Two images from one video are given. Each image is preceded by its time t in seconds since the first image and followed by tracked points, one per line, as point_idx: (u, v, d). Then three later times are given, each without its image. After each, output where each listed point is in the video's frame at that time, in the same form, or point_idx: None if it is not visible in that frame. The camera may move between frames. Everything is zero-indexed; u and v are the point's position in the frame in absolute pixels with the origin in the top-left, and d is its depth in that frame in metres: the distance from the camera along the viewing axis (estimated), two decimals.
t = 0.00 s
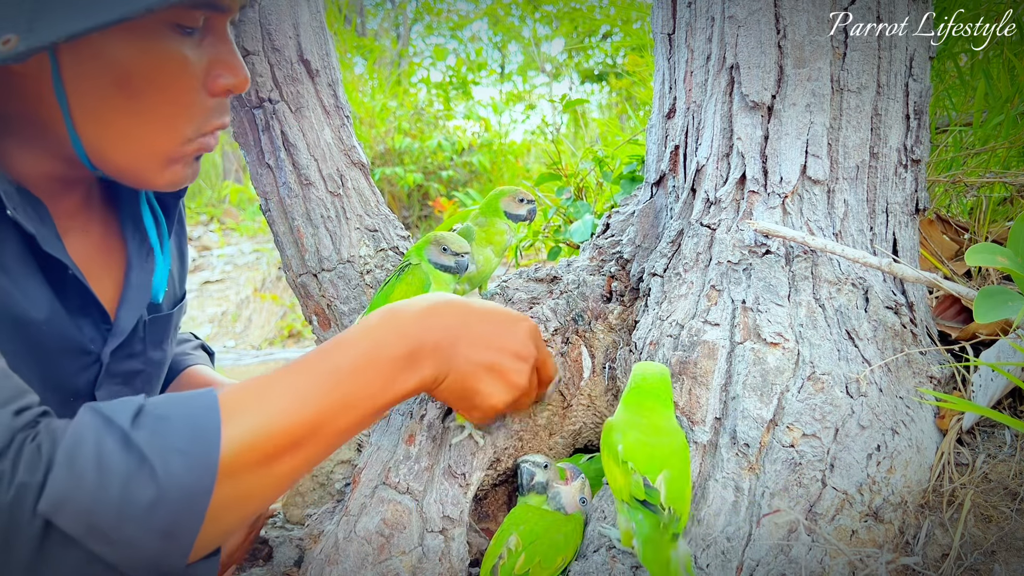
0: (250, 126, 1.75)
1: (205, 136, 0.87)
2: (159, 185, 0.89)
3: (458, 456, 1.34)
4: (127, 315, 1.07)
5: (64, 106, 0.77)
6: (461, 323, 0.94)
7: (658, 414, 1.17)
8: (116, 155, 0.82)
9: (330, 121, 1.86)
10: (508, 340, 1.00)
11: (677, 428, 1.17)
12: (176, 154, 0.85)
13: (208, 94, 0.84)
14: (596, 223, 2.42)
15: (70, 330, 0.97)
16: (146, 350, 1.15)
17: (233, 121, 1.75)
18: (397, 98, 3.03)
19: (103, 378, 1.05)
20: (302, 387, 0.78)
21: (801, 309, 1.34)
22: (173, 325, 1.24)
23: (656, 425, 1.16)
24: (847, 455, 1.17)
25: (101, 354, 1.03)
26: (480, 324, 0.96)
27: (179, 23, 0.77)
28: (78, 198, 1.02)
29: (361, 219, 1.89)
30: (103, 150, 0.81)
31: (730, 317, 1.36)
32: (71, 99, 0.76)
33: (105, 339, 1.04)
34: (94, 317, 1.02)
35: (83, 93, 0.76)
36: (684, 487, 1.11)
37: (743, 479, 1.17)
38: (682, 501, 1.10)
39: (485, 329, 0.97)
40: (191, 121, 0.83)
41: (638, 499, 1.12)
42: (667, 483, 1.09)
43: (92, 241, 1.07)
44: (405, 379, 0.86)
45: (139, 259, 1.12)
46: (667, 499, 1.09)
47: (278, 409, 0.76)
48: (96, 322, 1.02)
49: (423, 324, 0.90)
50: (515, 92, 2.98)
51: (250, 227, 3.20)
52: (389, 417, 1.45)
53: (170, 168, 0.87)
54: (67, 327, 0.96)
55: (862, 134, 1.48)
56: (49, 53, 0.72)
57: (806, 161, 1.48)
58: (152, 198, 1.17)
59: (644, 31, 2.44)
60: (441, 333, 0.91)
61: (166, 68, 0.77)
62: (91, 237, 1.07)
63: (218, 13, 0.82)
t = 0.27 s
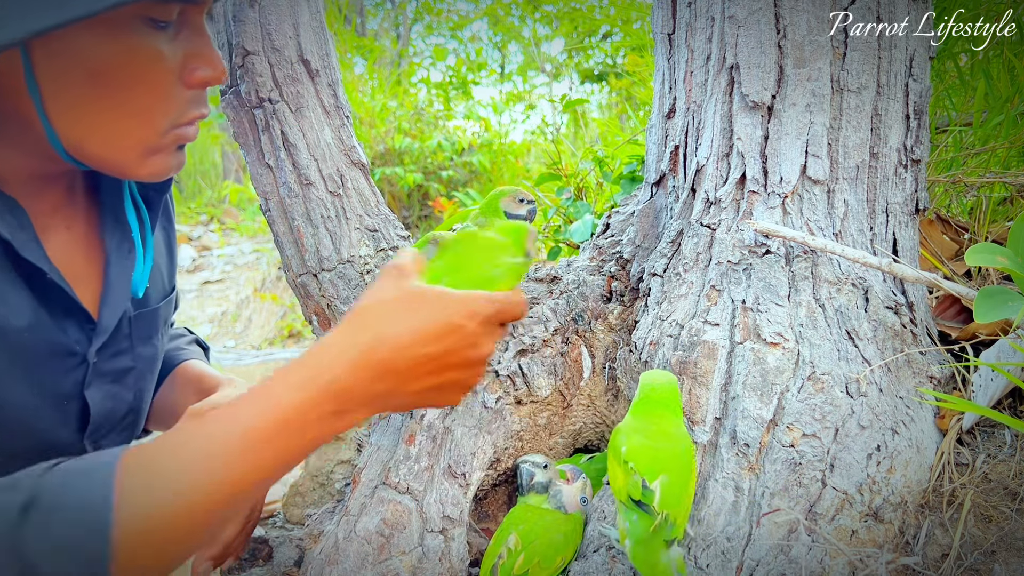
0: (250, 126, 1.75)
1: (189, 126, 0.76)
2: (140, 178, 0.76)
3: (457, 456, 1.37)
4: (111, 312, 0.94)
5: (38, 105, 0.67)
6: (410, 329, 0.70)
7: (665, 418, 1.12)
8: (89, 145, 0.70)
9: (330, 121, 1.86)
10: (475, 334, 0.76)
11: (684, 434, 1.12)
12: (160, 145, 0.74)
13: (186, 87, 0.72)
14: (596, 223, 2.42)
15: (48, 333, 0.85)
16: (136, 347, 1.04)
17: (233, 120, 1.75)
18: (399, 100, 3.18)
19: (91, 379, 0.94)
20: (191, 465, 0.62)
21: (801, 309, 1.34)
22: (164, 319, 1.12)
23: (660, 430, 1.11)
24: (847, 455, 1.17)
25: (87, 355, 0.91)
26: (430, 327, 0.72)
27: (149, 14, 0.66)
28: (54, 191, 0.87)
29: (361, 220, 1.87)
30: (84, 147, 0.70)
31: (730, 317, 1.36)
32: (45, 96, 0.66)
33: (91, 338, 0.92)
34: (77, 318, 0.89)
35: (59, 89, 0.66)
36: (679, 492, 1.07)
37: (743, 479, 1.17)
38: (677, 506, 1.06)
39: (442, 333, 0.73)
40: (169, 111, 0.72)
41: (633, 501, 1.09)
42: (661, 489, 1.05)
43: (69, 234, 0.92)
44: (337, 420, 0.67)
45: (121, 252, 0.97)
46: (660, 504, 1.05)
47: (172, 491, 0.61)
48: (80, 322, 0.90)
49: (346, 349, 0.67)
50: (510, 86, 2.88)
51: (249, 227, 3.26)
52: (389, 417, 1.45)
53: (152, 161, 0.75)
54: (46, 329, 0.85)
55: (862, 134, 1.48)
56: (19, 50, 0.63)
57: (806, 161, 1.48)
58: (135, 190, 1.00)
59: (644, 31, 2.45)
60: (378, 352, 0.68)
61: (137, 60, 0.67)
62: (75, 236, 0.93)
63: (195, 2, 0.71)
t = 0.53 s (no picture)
0: (250, 126, 1.75)
1: (160, 150, 0.74)
2: (109, 194, 0.76)
3: (457, 456, 1.38)
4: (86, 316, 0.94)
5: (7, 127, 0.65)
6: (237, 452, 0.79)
7: (665, 429, 1.11)
8: (56, 163, 0.69)
9: (330, 121, 1.86)
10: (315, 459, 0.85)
11: (681, 444, 1.11)
12: (127, 167, 0.73)
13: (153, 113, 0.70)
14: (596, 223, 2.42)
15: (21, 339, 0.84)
16: (120, 348, 1.04)
17: (233, 121, 1.74)
18: (400, 98, 2.99)
19: (70, 382, 0.93)
20: (23, 558, 0.69)
21: (801, 309, 1.34)
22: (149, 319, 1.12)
23: (660, 442, 1.10)
24: (847, 455, 1.17)
25: (65, 358, 0.90)
26: (255, 454, 0.80)
27: (123, 41, 0.63)
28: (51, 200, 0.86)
29: (361, 220, 1.89)
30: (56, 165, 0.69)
31: (730, 317, 1.36)
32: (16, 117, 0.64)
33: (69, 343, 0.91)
34: (55, 323, 0.88)
35: (23, 109, 0.64)
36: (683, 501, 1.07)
37: (743, 479, 1.17)
38: (682, 515, 1.06)
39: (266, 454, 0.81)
40: (137, 136, 0.71)
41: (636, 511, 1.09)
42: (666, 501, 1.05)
43: (53, 240, 0.91)
44: (153, 536, 0.76)
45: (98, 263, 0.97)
46: (665, 515, 1.06)
47: (50, 531, 0.71)
48: (57, 326, 0.89)
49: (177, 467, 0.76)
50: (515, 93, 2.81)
51: (248, 227, 2.92)
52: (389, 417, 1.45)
53: (119, 180, 0.74)
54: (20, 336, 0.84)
55: (863, 134, 1.48)
56: None
57: (806, 161, 1.48)
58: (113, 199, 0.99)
59: (643, 31, 2.45)
60: (196, 470, 0.77)
61: (104, 86, 0.64)
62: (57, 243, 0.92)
63: (172, 30, 0.66)
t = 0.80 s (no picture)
0: (250, 126, 1.75)
1: (121, 162, 0.75)
2: (69, 207, 0.77)
3: (457, 456, 1.38)
4: (70, 313, 0.95)
5: None
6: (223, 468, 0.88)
7: (650, 447, 1.17)
8: (21, 173, 0.70)
9: (330, 121, 1.86)
10: (299, 474, 0.95)
11: (671, 463, 1.16)
12: (86, 178, 0.74)
13: (119, 124, 0.71)
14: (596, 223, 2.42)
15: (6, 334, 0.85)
16: (105, 344, 1.05)
17: (233, 121, 1.74)
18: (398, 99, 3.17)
19: (54, 379, 0.93)
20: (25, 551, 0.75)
21: (800, 309, 1.34)
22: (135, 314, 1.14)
23: (643, 459, 1.17)
24: (847, 455, 1.18)
25: (49, 354, 0.91)
26: (243, 478, 0.89)
27: (88, 57, 0.62)
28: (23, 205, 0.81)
29: (361, 220, 1.90)
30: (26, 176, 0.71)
31: (730, 317, 1.36)
32: None
33: (52, 340, 0.92)
34: (36, 320, 0.89)
35: None
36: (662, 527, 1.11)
37: (743, 479, 1.17)
38: (660, 540, 1.10)
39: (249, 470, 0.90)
40: (98, 148, 0.71)
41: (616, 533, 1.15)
42: (643, 522, 1.10)
43: (35, 244, 0.90)
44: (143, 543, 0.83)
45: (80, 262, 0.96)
46: (641, 538, 1.10)
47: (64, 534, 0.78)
48: (41, 325, 0.90)
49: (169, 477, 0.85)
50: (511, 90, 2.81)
51: (250, 226, 2.92)
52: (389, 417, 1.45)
53: (82, 191, 0.75)
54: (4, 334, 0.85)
55: (862, 134, 1.48)
56: None
57: (806, 161, 1.48)
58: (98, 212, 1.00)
59: (644, 31, 2.46)
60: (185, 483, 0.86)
61: (64, 102, 0.65)
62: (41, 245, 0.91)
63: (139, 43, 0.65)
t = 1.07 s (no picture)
0: (251, 126, 1.75)
1: (111, 156, 0.72)
2: (61, 201, 0.75)
3: (457, 456, 1.38)
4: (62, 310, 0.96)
5: None
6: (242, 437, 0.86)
7: (661, 460, 1.11)
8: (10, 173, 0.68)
9: (330, 121, 1.86)
10: (320, 423, 0.94)
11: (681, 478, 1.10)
12: (77, 175, 0.72)
13: (103, 120, 0.67)
14: (596, 223, 2.42)
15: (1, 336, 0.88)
16: (98, 342, 1.09)
17: (233, 122, 1.72)
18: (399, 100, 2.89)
19: (48, 376, 0.96)
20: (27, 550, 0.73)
21: (800, 309, 1.35)
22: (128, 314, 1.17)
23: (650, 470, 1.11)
24: (847, 455, 1.18)
25: (42, 353, 0.94)
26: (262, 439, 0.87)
27: (65, 53, 0.58)
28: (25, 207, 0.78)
29: (361, 220, 1.90)
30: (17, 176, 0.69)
31: (730, 316, 1.36)
32: None
33: (45, 338, 0.95)
34: (29, 318, 0.92)
35: None
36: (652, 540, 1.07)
37: (743, 479, 1.17)
38: (646, 552, 1.06)
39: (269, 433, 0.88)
40: (84, 144, 0.68)
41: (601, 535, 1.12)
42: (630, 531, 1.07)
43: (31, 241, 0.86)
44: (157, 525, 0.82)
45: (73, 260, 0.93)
46: (624, 547, 1.07)
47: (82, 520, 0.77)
48: (33, 322, 0.93)
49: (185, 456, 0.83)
50: (516, 93, 2.68)
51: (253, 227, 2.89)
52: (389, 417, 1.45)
53: (73, 187, 0.73)
54: None
55: (862, 134, 1.48)
56: None
57: (806, 161, 1.49)
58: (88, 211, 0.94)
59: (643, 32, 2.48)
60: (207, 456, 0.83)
61: (44, 101, 0.61)
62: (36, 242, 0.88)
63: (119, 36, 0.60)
